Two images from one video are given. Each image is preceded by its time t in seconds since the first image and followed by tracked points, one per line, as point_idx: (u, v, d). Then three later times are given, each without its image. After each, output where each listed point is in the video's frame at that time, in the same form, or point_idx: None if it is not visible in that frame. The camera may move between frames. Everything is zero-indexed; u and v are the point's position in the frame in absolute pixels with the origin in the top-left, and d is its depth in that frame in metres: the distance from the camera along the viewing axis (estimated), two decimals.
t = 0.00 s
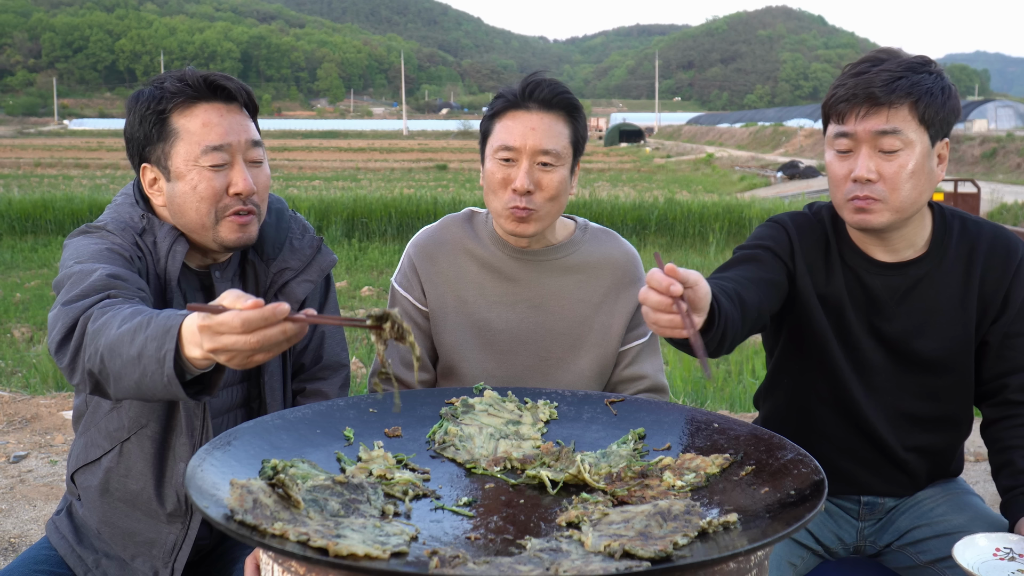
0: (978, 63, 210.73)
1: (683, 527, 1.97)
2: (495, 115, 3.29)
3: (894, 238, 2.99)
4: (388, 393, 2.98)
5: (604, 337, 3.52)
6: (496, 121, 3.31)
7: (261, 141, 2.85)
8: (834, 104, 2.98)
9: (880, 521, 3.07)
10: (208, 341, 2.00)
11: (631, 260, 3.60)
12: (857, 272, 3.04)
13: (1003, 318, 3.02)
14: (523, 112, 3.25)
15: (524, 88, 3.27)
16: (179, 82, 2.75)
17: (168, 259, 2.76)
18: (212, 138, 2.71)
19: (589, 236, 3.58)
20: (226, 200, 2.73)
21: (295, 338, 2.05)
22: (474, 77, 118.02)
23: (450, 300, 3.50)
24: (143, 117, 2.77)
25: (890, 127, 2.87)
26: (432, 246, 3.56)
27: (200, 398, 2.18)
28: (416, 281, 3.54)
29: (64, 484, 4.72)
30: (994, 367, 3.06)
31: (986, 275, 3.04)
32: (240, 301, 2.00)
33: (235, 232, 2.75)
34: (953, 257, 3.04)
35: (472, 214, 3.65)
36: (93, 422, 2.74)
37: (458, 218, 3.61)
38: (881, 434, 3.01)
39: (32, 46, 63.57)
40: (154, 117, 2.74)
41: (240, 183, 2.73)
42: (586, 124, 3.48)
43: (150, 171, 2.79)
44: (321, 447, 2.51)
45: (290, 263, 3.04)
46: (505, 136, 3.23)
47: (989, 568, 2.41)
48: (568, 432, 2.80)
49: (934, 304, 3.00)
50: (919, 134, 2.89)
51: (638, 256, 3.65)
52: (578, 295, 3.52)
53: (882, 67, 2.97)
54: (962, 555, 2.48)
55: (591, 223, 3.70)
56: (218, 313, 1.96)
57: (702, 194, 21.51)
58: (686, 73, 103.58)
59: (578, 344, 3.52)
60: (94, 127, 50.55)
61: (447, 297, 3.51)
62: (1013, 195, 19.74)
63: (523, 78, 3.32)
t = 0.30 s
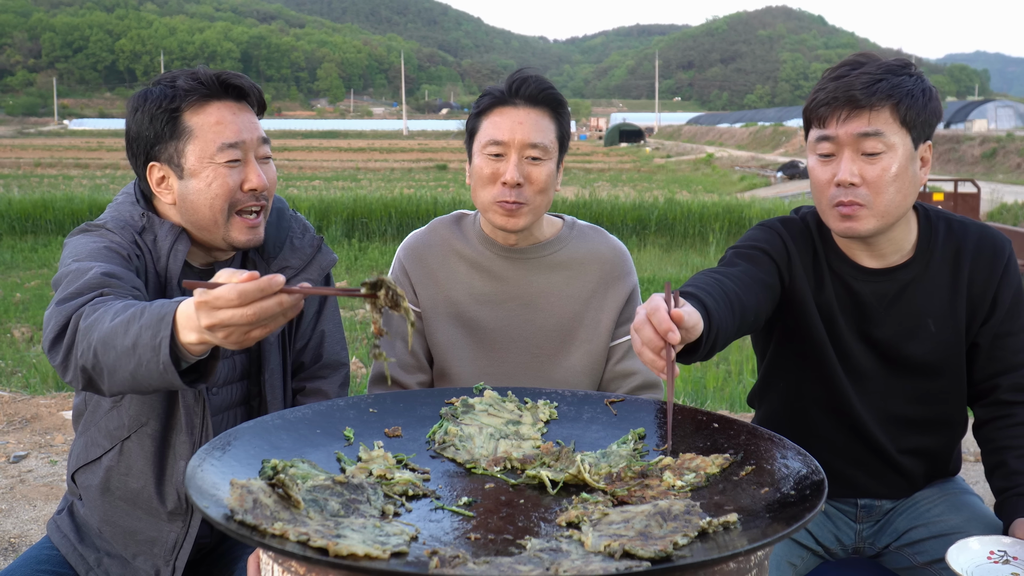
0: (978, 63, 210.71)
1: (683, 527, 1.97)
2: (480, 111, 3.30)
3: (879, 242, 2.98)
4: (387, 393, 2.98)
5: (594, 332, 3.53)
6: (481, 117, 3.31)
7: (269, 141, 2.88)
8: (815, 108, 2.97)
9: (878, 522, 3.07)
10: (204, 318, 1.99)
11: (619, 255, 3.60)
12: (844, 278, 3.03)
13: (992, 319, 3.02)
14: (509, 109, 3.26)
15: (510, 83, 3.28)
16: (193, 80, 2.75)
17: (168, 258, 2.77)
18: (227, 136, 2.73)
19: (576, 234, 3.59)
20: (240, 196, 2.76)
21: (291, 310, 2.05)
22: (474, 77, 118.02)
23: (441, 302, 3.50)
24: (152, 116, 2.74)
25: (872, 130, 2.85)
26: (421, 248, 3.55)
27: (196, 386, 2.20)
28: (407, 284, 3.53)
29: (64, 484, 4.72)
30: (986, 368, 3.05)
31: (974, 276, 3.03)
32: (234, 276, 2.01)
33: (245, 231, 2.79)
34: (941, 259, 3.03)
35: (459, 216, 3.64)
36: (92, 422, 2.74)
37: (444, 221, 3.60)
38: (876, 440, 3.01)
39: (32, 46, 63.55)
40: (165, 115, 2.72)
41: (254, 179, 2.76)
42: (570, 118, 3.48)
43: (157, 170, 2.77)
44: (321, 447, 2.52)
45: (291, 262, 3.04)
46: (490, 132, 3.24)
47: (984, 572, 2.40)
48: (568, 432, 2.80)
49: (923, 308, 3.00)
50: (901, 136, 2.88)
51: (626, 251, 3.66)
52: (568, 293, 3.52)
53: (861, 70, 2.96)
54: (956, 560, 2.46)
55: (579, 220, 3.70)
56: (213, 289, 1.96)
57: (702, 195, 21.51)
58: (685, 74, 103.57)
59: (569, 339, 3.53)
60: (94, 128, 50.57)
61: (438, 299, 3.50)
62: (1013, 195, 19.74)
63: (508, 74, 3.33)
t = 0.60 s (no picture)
0: (978, 62, 210.69)
1: (683, 527, 1.97)
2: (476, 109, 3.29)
3: (877, 245, 2.98)
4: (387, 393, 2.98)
5: (590, 330, 3.53)
6: (477, 116, 3.30)
7: (273, 141, 2.89)
8: (811, 110, 2.97)
9: (878, 523, 3.07)
10: (178, 312, 2.01)
11: (615, 252, 3.59)
12: (842, 281, 3.03)
13: (990, 320, 3.02)
14: (508, 107, 3.25)
15: (507, 81, 3.27)
16: (199, 81, 2.76)
17: (166, 259, 2.77)
18: (233, 136, 2.74)
19: (570, 232, 3.57)
20: (244, 196, 2.75)
21: (263, 309, 2.08)
22: (474, 77, 117.99)
23: (435, 305, 3.50)
24: (158, 116, 2.74)
25: (868, 131, 2.86)
26: (414, 250, 3.56)
27: (174, 385, 2.22)
28: (400, 288, 3.55)
29: (65, 484, 4.72)
30: (985, 369, 3.05)
31: (972, 277, 3.03)
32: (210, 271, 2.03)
33: (250, 228, 2.79)
34: (939, 261, 3.03)
35: (453, 218, 3.63)
36: (91, 422, 2.74)
37: (439, 223, 3.60)
38: (875, 442, 3.01)
39: (32, 46, 63.55)
40: (171, 116, 2.72)
41: (260, 179, 2.77)
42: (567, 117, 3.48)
43: (162, 169, 2.77)
44: (321, 447, 2.52)
45: (291, 262, 3.04)
46: (488, 130, 3.23)
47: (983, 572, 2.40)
48: (568, 432, 2.80)
49: (921, 310, 3.00)
50: (896, 138, 2.88)
51: (623, 247, 3.65)
52: (564, 292, 3.51)
53: (856, 72, 2.96)
54: (955, 560, 2.46)
55: (575, 217, 3.69)
56: (186, 282, 1.98)
57: (701, 194, 21.49)
58: (685, 74, 103.56)
59: (565, 338, 3.53)
60: (94, 128, 50.58)
61: (432, 301, 3.51)
62: (1013, 195, 19.73)
63: (505, 71, 3.32)
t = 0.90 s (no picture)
0: (978, 62, 210.69)
1: (682, 527, 1.97)
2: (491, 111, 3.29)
3: (879, 246, 2.97)
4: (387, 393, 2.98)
5: (597, 335, 3.54)
6: (492, 117, 3.30)
7: (275, 149, 2.86)
8: (815, 120, 2.94)
9: (878, 523, 3.07)
10: (151, 309, 2.00)
11: (624, 257, 3.60)
12: (844, 281, 3.03)
13: (991, 321, 3.02)
14: (520, 113, 3.24)
15: (524, 84, 3.28)
16: (201, 86, 2.75)
17: (163, 261, 2.75)
18: (231, 144, 2.72)
19: (580, 235, 3.57)
20: (241, 205, 2.74)
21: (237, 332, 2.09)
22: (474, 78, 117.97)
23: (438, 305, 3.50)
24: (161, 117, 2.75)
25: (873, 143, 2.84)
26: (418, 248, 3.55)
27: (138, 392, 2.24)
28: (402, 287, 3.54)
29: (65, 484, 4.72)
30: (986, 370, 3.05)
31: (974, 278, 3.02)
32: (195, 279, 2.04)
33: (246, 234, 2.77)
34: (940, 262, 3.02)
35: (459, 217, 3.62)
36: (87, 424, 2.73)
37: (444, 221, 3.60)
38: (875, 442, 3.01)
39: (32, 46, 63.54)
40: (173, 118, 2.73)
41: (255, 189, 2.74)
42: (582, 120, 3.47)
43: (162, 170, 2.78)
44: (321, 447, 2.52)
45: (292, 264, 3.03)
46: (502, 134, 3.23)
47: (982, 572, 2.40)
48: (568, 432, 2.80)
49: (922, 311, 3.00)
50: (902, 148, 2.87)
51: (631, 252, 3.66)
52: (569, 295, 3.52)
53: (861, 80, 2.95)
54: (954, 560, 2.46)
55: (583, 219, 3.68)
56: (170, 283, 1.99)
57: (701, 194, 21.48)
58: (685, 74, 103.54)
59: (571, 343, 3.54)
60: (94, 127, 50.59)
61: (436, 301, 3.50)
62: (1013, 195, 19.72)
63: (522, 74, 3.33)
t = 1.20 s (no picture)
0: (978, 62, 210.70)
1: (682, 527, 1.97)
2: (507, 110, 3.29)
3: (880, 248, 2.97)
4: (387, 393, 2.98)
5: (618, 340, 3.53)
6: (509, 116, 3.29)
7: (274, 155, 2.85)
8: (818, 120, 2.94)
9: (877, 523, 3.07)
10: (182, 316, 2.01)
11: (647, 263, 3.59)
12: (844, 282, 3.03)
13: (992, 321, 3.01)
14: (536, 110, 3.23)
15: (542, 84, 3.26)
16: (199, 86, 2.75)
17: (162, 263, 2.77)
18: (223, 147, 2.71)
19: (603, 238, 3.56)
20: (228, 208, 2.73)
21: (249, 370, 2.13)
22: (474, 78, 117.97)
23: (455, 303, 3.51)
24: (159, 115, 2.77)
25: (876, 145, 2.84)
26: (434, 245, 3.56)
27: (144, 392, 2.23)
28: (419, 282, 3.55)
29: (64, 484, 4.72)
30: (986, 371, 3.05)
31: (974, 279, 3.02)
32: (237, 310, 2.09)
33: (232, 239, 2.76)
34: (940, 263, 3.02)
35: (483, 216, 3.64)
36: (86, 425, 2.73)
37: (465, 220, 3.61)
38: (875, 444, 3.01)
39: (32, 46, 63.51)
40: (170, 116, 2.74)
41: (245, 194, 2.73)
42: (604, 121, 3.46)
43: (160, 167, 2.80)
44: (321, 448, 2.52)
45: (292, 265, 3.03)
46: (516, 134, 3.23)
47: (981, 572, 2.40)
48: (568, 432, 2.80)
49: (922, 312, 3.00)
50: (905, 150, 2.87)
51: (655, 257, 3.64)
52: (588, 298, 3.51)
53: (865, 82, 2.95)
54: (953, 560, 2.46)
55: (608, 222, 3.68)
56: (214, 303, 2.02)
57: (701, 194, 21.48)
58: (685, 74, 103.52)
59: (590, 347, 3.53)
60: (94, 128, 50.58)
61: (452, 299, 3.51)
62: (1013, 195, 19.71)
63: (540, 73, 3.31)
